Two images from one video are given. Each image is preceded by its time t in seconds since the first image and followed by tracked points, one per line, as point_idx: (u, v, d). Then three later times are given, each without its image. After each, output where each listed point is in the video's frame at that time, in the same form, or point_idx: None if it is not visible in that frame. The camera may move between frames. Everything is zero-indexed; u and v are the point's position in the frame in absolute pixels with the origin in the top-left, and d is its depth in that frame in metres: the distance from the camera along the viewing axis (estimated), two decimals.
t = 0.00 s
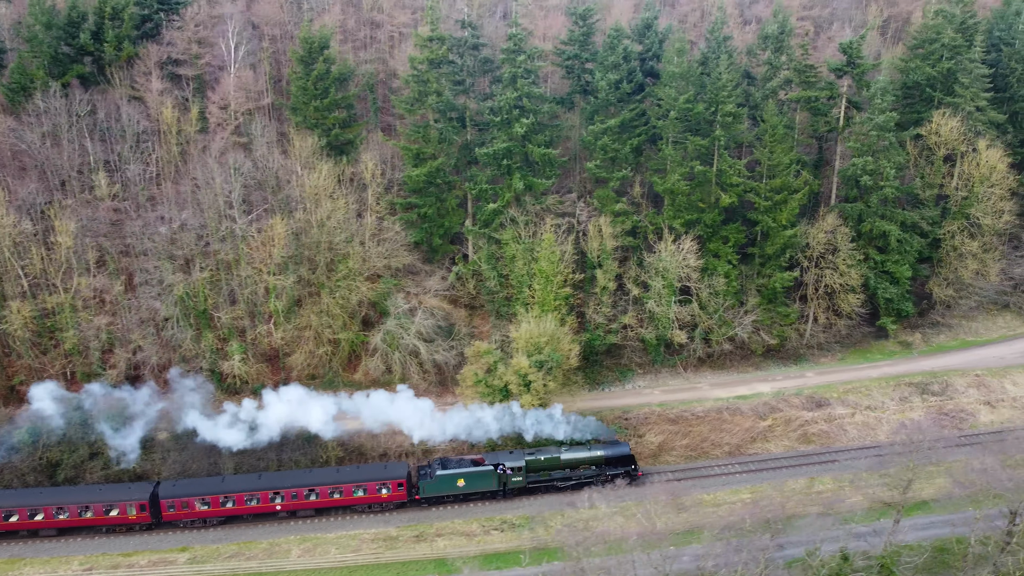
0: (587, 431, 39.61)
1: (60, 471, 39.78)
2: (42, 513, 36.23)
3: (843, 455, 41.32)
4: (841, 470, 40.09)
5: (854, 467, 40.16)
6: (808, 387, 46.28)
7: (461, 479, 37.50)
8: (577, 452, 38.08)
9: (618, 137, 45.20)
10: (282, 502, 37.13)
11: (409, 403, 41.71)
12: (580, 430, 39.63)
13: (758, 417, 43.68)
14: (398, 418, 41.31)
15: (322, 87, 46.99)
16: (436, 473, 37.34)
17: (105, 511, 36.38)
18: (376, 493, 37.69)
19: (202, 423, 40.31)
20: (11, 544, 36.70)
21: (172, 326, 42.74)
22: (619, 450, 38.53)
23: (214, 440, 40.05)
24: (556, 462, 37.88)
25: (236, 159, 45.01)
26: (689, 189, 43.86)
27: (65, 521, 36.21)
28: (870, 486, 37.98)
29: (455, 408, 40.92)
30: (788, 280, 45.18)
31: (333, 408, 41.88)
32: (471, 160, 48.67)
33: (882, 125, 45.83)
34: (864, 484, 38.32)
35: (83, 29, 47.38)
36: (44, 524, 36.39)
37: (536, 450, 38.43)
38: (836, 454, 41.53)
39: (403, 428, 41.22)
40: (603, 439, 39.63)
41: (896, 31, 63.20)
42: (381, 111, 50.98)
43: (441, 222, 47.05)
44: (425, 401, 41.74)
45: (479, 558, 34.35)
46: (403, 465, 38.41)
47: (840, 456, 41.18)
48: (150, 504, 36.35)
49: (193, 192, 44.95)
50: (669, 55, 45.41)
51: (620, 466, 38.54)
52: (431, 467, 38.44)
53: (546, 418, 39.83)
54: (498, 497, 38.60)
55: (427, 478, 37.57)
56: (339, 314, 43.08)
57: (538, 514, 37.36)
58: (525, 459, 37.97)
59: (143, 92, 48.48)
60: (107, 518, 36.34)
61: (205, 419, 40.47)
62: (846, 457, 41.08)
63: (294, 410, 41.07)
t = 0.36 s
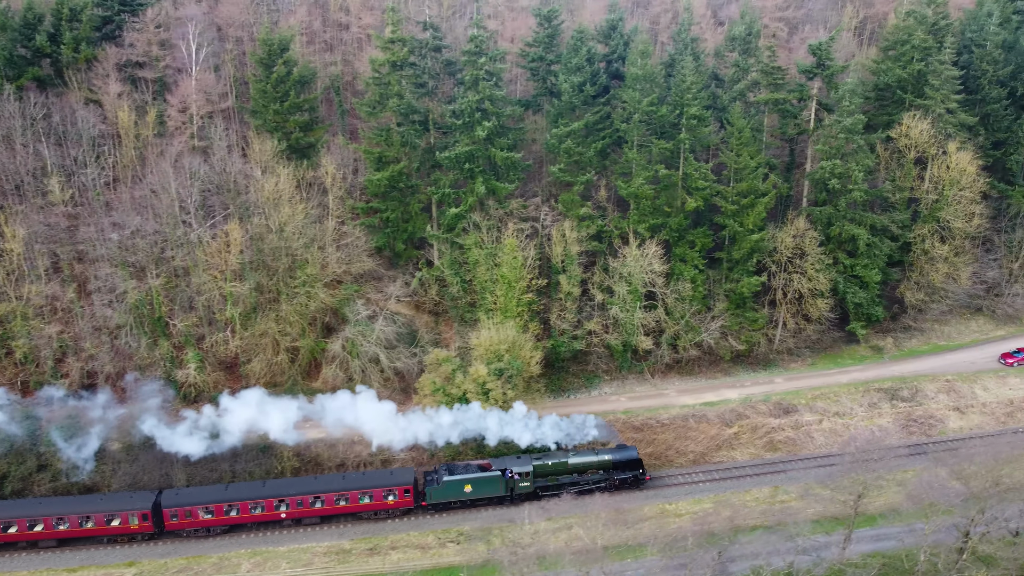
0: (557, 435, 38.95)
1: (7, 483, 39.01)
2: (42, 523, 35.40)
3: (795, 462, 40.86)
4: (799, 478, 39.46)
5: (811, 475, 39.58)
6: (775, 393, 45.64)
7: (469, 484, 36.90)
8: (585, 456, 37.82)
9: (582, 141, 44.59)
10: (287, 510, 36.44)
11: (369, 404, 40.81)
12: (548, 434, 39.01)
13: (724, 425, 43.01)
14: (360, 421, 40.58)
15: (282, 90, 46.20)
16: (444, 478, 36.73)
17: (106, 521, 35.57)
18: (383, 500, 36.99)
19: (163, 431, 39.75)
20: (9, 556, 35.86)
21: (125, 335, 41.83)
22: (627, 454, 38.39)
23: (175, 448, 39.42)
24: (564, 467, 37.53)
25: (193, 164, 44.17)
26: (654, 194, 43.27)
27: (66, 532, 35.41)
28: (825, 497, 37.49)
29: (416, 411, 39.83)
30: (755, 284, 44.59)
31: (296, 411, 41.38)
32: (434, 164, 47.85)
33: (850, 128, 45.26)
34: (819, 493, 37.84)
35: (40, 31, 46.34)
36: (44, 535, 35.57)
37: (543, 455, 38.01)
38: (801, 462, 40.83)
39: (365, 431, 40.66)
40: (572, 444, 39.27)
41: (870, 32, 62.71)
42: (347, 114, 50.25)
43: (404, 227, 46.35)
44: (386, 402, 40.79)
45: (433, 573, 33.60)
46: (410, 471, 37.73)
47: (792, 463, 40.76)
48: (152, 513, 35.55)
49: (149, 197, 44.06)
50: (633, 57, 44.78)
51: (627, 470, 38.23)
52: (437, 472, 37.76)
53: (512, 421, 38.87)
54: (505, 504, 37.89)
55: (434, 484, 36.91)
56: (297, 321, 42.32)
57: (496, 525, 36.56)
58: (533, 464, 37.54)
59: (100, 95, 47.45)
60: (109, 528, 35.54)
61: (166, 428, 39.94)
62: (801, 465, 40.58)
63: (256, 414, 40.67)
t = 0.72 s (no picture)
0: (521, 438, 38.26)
1: None
2: (42, 535, 34.56)
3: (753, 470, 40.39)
4: (757, 487, 38.92)
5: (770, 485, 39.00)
6: (742, 400, 44.97)
7: (476, 490, 36.44)
8: (593, 461, 37.38)
9: (545, 145, 43.96)
10: (292, 518, 35.75)
11: (328, 411, 39.94)
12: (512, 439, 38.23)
13: (689, 433, 42.27)
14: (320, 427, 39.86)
15: (241, 93, 45.36)
16: (451, 485, 36.16)
17: (108, 532, 34.78)
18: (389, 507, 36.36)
19: (120, 443, 38.81)
20: (9, 568, 34.97)
21: (77, 343, 40.99)
22: (634, 458, 38.00)
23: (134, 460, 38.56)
24: (571, 471, 37.07)
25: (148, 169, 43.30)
26: (616, 199, 42.72)
27: (67, 543, 34.62)
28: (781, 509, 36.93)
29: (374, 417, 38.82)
30: (721, 290, 43.94)
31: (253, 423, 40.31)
32: (396, 168, 47.01)
33: (816, 131, 44.68)
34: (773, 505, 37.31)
35: None
36: (44, 547, 34.73)
37: (551, 460, 37.52)
38: (764, 471, 40.19)
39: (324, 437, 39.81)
40: (536, 449, 38.58)
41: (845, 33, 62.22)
42: (310, 116, 49.44)
43: (366, 232, 45.60)
44: (345, 407, 39.85)
45: None
46: (416, 477, 37.13)
47: (749, 472, 40.23)
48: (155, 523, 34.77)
49: (102, 203, 43.14)
50: (595, 60, 44.10)
51: (635, 475, 37.87)
52: (444, 478, 37.28)
53: (472, 425, 38.13)
54: (513, 509, 37.44)
55: (441, 490, 36.39)
56: (253, 329, 41.63)
57: (452, 538, 35.71)
58: (541, 469, 37.07)
59: (55, 98, 46.43)
60: (111, 538, 34.72)
61: (122, 439, 38.98)
62: (757, 474, 40.04)
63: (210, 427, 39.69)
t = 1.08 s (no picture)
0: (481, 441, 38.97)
1: None
2: (43, 546, 33.51)
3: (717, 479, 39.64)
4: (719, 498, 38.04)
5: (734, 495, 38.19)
6: (708, 407, 44.30)
7: (483, 496, 35.95)
8: (599, 465, 36.99)
9: (506, 149, 43.28)
10: (297, 526, 35.06)
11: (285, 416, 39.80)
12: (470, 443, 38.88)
13: (652, 441, 41.61)
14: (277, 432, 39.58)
15: (197, 96, 44.38)
16: (458, 491, 35.68)
17: (110, 542, 33.81)
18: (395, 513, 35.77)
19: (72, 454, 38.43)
20: None
21: (26, 353, 39.97)
22: (641, 462, 37.63)
23: (86, 471, 37.97)
24: (578, 476, 36.67)
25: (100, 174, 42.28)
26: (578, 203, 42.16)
27: (67, 554, 33.61)
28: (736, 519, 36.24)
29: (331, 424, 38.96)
30: (686, 296, 43.28)
31: (209, 429, 40.40)
32: (356, 172, 46.16)
33: (781, 134, 44.09)
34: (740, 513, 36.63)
35: None
36: (45, 558, 33.66)
37: (557, 465, 37.12)
38: (730, 480, 39.43)
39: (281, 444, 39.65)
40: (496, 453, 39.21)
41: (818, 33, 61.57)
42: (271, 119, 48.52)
43: (326, 237, 44.77)
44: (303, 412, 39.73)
45: None
46: (422, 483, 36.54)
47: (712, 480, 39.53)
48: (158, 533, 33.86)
49: (53, 209, 42.07)
50: (557, 62, 43.40)
51: (642, 479, 37.54)
52: (449, 484, 36.77)
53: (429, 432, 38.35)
54: (519, 514, 37.02)
55: (447, 496, 35.86)
56: (208, 338, 40.80)
57: (406, 552, 34.99)
58: (547, 474, 36.64)
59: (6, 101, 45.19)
60: (113, 549, 33.83)
61: (74, 450, 38.63)
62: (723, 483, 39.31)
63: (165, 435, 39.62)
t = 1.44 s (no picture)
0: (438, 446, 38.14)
1: None
2: (42, 559, 32.64)
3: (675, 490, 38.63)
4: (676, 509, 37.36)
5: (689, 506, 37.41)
6: (673, 414, 43.62)
7: (491, 501, 35.70)
8: (606, 468, 36.93)
9: (466, 153, 42.54)
10: (303, 535, 34.51)
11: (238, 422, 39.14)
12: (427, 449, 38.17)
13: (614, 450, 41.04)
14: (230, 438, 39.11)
15: (151, 99, 43.37)
16: (465, 496, 35.38)
17: (112, 554, 33.08)
18: (401, 520, 35.35)
19: (24, 467, 37.55)
20: None
21: None
22: (648, 465, 37.69)
23: (40, 485, 37.11)
24: (586, 480, 36.54)
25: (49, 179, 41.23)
26: (539, 208, 41.60)
27: (67, 567, 32.78)
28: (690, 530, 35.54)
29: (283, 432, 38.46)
30: (650, 301, 42.65)
31: (162, 442, 39.96)
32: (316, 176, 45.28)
33: (746, 137, 43.49)
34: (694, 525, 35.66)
35: None
36: (43, 572, 32.82)
37: (565, 469, 37.01)
38: (691, 489, 38.81)
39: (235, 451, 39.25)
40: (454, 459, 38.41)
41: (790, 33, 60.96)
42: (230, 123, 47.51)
43: (285, 243, 43.95)
44: (257, 416, 39.08)
45: None
46: (429, 489, 36.15)
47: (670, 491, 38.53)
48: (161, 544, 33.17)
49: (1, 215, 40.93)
50: (517, 64, 42.66)
51: (649, 482, 37.53)
52: (456, 490, 36.45)
53: (382, 439, 37.69)
54: (527, 520, 36.71)
55: (455, 502, 35.56)
56: (160, 347, 40.09)
57: (358, 567, 34.24)
58: (555, 478, 36.49)
59: None
60: (114, 561, 33.08)
61: (26, 462, 37.73)
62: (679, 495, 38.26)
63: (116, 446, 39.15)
